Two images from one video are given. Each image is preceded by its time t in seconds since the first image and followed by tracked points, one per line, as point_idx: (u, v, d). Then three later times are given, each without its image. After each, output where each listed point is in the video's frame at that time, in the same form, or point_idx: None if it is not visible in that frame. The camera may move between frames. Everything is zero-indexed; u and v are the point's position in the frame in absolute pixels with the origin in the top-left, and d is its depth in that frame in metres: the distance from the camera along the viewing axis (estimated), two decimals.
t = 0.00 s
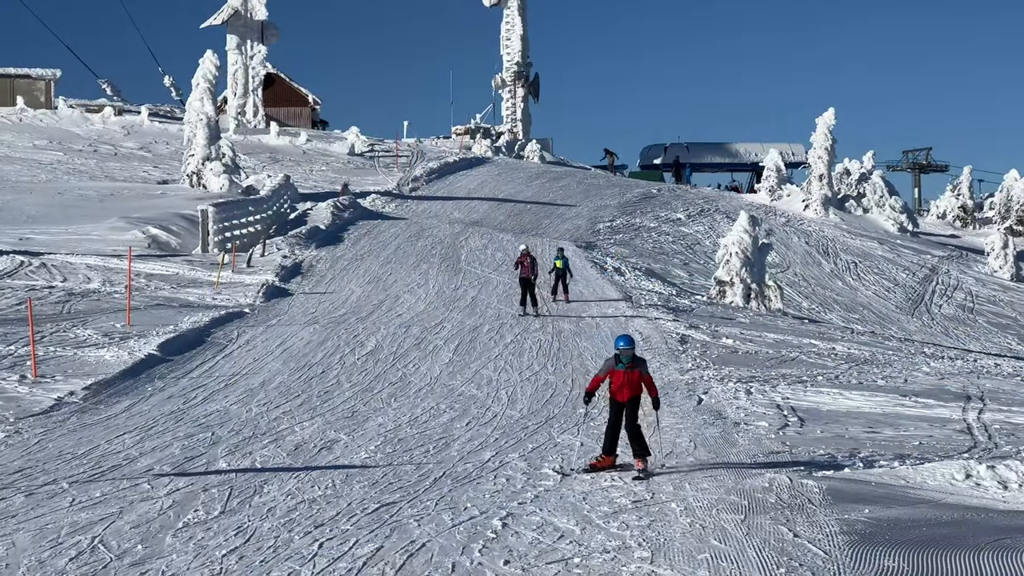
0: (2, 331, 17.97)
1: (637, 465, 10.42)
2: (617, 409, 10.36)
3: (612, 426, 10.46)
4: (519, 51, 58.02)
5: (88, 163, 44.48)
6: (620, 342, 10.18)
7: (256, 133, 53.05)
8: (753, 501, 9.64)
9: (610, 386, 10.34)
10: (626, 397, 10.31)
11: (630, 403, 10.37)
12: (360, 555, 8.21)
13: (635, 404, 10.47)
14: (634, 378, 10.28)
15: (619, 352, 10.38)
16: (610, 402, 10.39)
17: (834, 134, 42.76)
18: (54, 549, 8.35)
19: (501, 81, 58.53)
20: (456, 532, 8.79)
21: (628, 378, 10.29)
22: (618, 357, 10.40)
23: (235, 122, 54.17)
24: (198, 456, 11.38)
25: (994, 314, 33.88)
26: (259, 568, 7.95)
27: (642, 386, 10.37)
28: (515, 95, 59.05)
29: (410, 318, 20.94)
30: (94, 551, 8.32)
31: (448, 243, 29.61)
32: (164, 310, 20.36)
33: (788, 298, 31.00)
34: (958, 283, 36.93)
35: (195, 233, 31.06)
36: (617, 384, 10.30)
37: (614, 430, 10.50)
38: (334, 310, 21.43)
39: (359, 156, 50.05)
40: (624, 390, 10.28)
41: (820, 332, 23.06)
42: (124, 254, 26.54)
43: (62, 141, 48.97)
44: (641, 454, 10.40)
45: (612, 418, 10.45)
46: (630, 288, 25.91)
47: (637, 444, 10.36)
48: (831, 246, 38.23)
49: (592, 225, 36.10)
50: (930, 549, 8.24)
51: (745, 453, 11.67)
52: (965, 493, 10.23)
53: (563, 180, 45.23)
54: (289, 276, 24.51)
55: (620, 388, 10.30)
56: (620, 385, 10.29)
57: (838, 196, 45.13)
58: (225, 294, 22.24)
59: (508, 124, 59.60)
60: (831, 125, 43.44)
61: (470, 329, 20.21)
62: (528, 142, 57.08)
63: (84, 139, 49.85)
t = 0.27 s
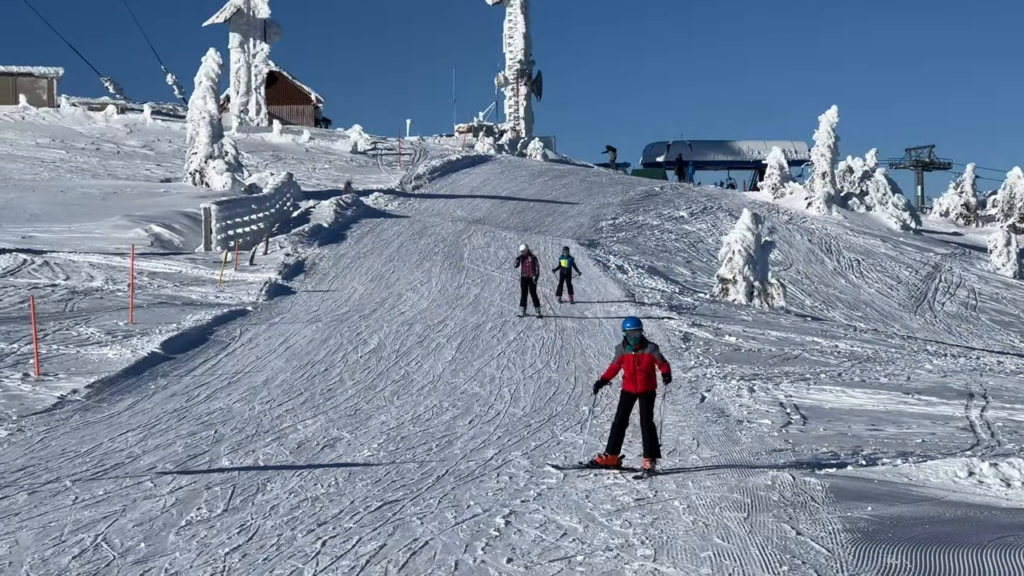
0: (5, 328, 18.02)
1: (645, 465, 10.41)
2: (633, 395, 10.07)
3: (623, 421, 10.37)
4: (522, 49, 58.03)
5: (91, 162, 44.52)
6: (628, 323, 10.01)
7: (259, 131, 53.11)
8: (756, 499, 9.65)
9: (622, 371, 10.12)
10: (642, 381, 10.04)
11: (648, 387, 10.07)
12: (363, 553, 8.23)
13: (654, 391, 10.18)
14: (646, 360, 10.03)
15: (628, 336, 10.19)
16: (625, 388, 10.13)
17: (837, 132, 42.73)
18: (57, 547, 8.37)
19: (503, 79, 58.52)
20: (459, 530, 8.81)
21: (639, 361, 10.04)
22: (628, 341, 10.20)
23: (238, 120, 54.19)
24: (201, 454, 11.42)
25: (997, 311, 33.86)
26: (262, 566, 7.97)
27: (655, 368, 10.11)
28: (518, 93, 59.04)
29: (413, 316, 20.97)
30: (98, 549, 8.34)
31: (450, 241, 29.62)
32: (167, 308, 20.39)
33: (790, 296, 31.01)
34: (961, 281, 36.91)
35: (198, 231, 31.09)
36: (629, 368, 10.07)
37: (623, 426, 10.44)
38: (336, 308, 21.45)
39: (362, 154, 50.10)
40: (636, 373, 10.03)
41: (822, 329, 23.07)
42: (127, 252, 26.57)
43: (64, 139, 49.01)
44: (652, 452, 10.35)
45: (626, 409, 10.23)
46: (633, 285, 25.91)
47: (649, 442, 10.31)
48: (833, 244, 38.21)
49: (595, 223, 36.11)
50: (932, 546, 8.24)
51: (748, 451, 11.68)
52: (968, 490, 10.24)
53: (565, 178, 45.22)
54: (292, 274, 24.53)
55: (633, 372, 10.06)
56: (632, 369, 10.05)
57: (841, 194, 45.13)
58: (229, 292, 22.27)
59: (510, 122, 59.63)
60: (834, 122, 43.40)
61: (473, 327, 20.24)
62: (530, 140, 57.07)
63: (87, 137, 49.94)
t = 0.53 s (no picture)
0: (9, 327, 18.04)
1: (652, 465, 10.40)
2: (637, 396, 10.02)
3: (634, 426, 10.20)
4: (525, 47, 58.00)
5: (94, 160, 44.55)
6: (633, 321, 9.95)
7: (262, 130, 53.14)
8: (760, 497, 9.64)
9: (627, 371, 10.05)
10: (646, 381, 9.99)
11: (652, 387, 10.03)
12: (366, 552, 8.23)
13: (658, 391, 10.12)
14: (650, 359, 9.97)
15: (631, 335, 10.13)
16: (630, 388, 10.06)
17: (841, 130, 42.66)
18: (61, 545, 8.38)
19: (507, 77, 58.49)
20: (462, 529, 8.81)
21: (642, 360, 9.97)
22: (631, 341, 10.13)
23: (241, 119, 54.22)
24: (204, 453, 11.42)
25: (1001, 310, 33.81)
26: (266, 565, 7.96)
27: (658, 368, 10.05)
28: (521, 91, 59.01)
29: (416, 315, 20.97)
30: (101, 547, 8.35)
31: (454, 239, 29.61)
32: (170, 306, 20.40)
33: (794, 294, 30.97)
34: (964, 279, 36.86)
35: (201, 230, 31.09)
36: (632, 367, 10.00)
37: (634, 432, 10.29)
38: (340, 306, 21.45)
39: (365, 153, 50.09)
40: (640, 373, 9.97)
41: (826, 328, 23.03)
42: (130, 251, 26.59)
43: (68, 138, 49.05)
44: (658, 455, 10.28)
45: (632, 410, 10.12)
46: (636, 284, 25.89)
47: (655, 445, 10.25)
48: (837, 242, 38.16)
49: (598, 221, 36.08)
50: (937, 545, 8.23)
51: (751, 450, 11.67)
52: (972, 489, 10.22)
53: (568, 176, 45.20)
54: (295, 273, 24.53)
55: (637, 371, 9.99)
56: (636, 368, 9.99)
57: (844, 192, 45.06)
58: (232, 290, 22.27)
59: (513, 120, 59.58)
60: (838, 120, 43.33)
61: (476, 325, 20.23)
62: (534, 139, 57.05)
63: (90, 135, 49.99)
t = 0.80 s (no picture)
0: (12, 326, 18.08)
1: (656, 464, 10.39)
2: (645, 394, 10.01)
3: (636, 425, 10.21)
4: (528, 46, 57.98)
5: (97, 159, 44.60)
6: (645, 320, 9.90)
7: (266, 128, 53.16)
8: (763, 496, 9.64)
9: (637, 369, 9.99)
10: (654, 379, 9.99)
11: (658, 386, 10.05)
12: (369, 550, 8.23)
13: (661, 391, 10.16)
14: (659, 358, 9.98)
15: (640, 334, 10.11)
16: (637, 386, 10.02)
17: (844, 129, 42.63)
18: (64, 544, 8.39)
19: (510, 76, 58.50)
20: (466, 527, 8.81)
21: (652, 358, 9.98)
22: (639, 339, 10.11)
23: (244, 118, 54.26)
24: (208, 451, 11.43)
25: (1005, 309, 33.76)
26: (269, 564, 7.98)
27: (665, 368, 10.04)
28: (525, 90, 59.00)
29: (419, 313, 20.98)
30: (105, 546, 8.36)
31: (457, 238, 29.62)
32: (173, 305, 20.42)
33: (797, 293, 30.94)
34: (968, 278, 36.81)
35: (204, 229, 31.12)
36: (643, 365, 9.97)
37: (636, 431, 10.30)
38: (343, 305, 21.46)
39: (369, 151, 50.11)
40: (651, 371, 9.96)
41: (830, 327, 23.01)
42: (133, 250, 26.61)
43: (71, 136, 49.10)
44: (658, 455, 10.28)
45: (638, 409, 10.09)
46: (639, 283, 25.89)
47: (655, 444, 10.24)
48: (840, 241, 38.13)
49: (602, 220, 36.08)
50: (940, 544, 8.23)
51: (754, 448, 11.66)
52: (976, 488, 10.22)
53: (572, 175, 45.20)
54: (299, 272, 24.54)
55: (646, 369, 9.98)
56: (644, 367, 9.97)
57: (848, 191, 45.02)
58: (235, 289, 22.29)
59: (517, 119, 59.55)
60: (841, 119, 43.29)
61: (480, 324, 20.24)
62: (537, 137, 57.05)
63: (94, 134, 50.05)
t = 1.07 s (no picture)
0: (16, 326, 18.10)
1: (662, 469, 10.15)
2: (652, 398, 10.02)
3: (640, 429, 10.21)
4: (532, 46, 57.98)
5: (101, 159, 44.66)
6: (659, 324, 9.77)
7: (269, 128, 53.21)
8: (767, 496, 9.64)
9: (647, 373, 9.94)
10: (663, 384, 9.96)
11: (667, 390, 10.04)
12: (373, 550, 8.25)
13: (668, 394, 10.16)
14: (670, 363, 9.92)
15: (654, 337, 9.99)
16: (646, 389, 10.00)
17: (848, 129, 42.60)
18: (68, 544, 8.41)
19: (514, 76, 58.52)
20: (469, 527, 8.82)
21: (664, 363, 9.91)
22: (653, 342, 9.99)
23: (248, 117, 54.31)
24: (211, 451, 11.45)
25: (1009, 309, 33.71)
26: (272, 564, 7.98)
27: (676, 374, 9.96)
28: (528, 90, 59.00)
29: (423, 313, 20.99)
30: (109, 546, 8.37)
31: (461, 238, 29.62)
32: (177, 305, 20.44)
33: (800, 293, 30.92)
34: (972, 278, 36.77)
35: (208, 229, 31.15)
36: (654, 370, 9.92)
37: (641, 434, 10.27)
38: (347, 305, 21.47)
39: (372, 151, 50.13)
40: (662, 378, 9.92)
41: (833, 327, 22.99)
42: (137, 250, 26.66)
43: (75, 137, 49.18)
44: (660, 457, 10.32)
45: (644, 412, 10.11)
46: (643, 283, 25.89)
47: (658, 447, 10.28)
48: (844, 241, 38.09)
49: (605, 220, 36.07)
50: (943, 545, 8.22)
51: (758, 448, 11.66)
52: (979, 488, 10.21)
53: (575, 175, 45.19)
54: (302, 272, 24.56)
55: (656, 375, 9.93)
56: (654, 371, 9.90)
57: (852, 191, 45.00)
58: (239, 289, 22.31)
59: (520, 119, 59.52)
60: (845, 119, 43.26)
61: (483, 324, 20.24)
62: (540, 137, 57.05)
63: (98, 134, 50.11)
